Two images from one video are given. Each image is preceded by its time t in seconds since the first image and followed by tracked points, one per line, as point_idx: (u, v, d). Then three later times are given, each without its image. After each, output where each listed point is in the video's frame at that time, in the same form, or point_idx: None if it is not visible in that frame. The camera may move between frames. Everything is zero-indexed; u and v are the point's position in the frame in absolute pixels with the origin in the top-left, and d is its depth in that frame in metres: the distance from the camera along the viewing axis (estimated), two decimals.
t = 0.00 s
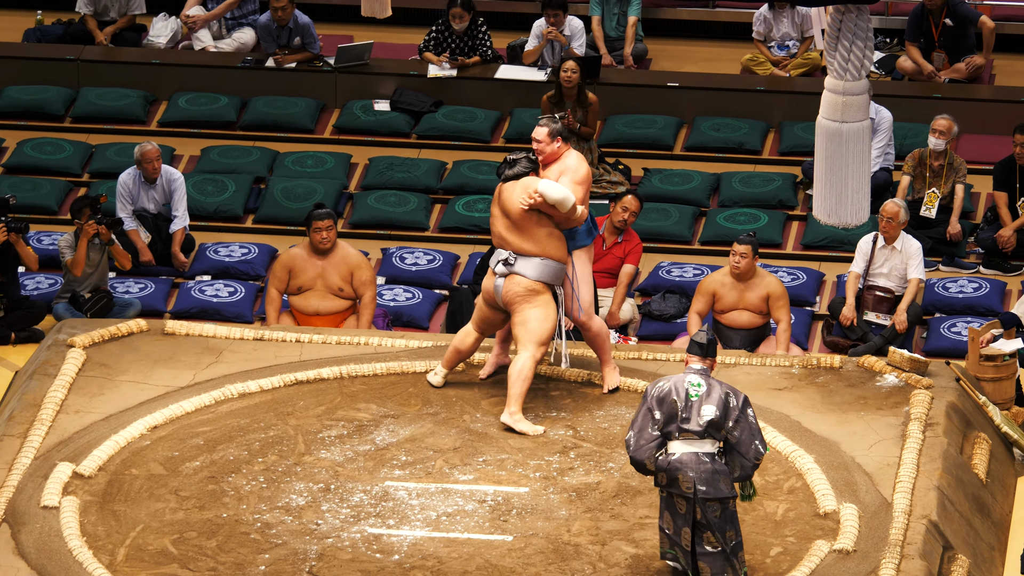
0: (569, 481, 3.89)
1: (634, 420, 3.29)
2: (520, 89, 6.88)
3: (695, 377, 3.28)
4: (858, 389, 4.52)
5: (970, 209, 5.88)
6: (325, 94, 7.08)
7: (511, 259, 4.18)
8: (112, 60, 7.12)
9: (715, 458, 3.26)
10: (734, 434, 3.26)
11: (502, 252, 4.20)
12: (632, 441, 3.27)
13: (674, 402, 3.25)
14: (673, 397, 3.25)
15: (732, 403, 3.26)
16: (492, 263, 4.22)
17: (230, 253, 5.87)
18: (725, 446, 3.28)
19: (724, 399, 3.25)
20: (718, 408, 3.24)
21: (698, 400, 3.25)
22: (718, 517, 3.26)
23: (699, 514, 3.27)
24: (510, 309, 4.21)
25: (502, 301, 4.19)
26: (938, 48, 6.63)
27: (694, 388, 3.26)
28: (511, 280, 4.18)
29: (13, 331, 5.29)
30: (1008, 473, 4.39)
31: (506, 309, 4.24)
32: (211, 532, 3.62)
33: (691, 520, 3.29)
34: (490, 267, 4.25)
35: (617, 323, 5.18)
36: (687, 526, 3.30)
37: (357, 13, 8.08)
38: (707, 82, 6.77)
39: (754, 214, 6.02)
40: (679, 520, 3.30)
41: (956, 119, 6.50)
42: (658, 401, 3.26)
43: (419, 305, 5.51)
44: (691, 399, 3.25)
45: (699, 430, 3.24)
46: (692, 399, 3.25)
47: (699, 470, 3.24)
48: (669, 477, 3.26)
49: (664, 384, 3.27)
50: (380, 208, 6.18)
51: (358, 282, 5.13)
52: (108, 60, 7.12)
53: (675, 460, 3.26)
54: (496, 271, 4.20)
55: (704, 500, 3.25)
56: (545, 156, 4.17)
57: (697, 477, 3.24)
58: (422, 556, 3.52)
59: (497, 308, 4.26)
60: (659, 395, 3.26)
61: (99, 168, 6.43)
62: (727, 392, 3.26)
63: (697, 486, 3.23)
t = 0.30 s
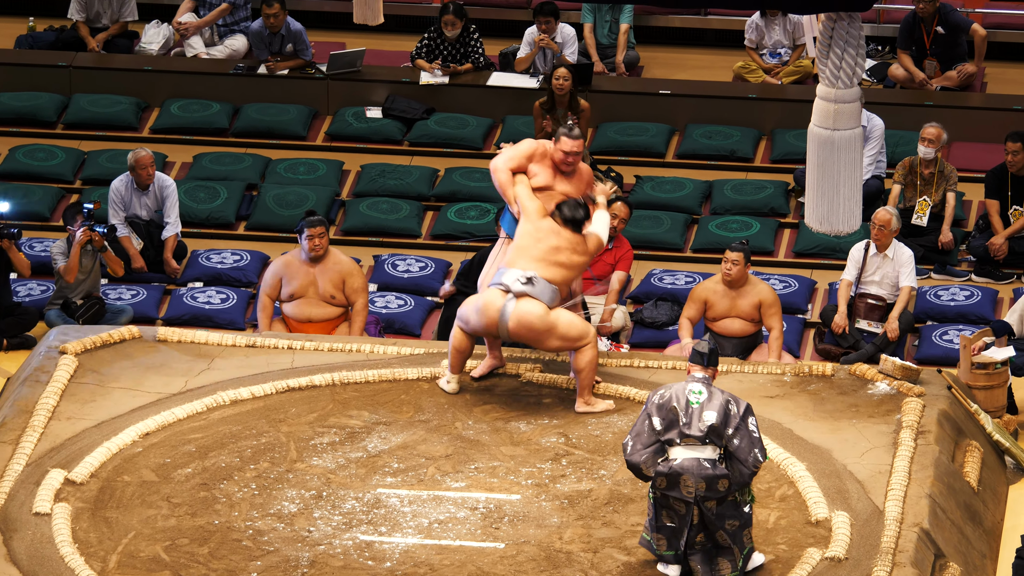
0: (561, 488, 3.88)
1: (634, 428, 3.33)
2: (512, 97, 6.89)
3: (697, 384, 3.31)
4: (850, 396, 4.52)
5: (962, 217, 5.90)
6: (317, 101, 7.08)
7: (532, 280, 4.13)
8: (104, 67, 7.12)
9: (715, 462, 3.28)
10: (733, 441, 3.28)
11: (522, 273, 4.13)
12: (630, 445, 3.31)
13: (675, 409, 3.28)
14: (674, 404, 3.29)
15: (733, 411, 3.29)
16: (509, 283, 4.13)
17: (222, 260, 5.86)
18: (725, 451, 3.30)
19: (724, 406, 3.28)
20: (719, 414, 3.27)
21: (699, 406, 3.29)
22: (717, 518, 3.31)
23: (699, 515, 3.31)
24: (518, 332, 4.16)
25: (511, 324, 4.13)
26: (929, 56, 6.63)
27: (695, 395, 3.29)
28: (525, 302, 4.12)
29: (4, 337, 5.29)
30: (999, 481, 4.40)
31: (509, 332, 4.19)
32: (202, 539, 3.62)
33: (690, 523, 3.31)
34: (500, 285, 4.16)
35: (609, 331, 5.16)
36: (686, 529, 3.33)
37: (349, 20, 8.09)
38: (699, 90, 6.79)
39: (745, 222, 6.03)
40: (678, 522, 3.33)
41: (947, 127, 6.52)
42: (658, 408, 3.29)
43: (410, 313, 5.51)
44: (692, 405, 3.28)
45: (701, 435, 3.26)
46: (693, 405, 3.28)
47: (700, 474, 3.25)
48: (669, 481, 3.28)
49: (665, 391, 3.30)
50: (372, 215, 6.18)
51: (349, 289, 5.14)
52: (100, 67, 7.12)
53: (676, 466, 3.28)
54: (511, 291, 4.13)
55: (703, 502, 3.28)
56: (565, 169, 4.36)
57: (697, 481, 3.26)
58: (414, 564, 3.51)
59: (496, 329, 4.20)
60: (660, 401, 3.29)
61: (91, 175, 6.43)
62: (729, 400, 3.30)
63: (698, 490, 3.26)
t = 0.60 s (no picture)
0: (557, 493, 3.89)
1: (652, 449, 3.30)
2: (508, 102, 6.90)
3: (716, 408, 3.28)
4: (846, 401, 4.53)
5: (958, 222, 5.92)
6: (313, 106, 7.09)
7: (546, 257, 4.13)
8: (100, 72, 7.12)
9: (735, 484, 3.26)
10: (754, 463, 3.26)
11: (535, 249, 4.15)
12: (649, 468, 3.27)
13: (694, 431, 3.25)
14: (694, 426, 3.25)
15: (752, 435, 3.27)
16: (521, 259, 4.14)
17: (218, 265, 5.86)
18: (743, 472, 3.27)
19: (743, 429, 3.25)
20: (738, 436, 3.24)
21: (718, 429, 3.25)
22: (728, 534, 3.34)
23: (712, 530, 3.34)
24: (529, 311, 4.12)
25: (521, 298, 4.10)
26: (926, 61, 6.64)
27: (713, 418, 3.26)
28: (538, 278, 4.10)
29: None
30: (996, 486, 4.40)
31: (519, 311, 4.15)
32: (198, 543, 3.61)
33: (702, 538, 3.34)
34: (513, 262, 4.16)
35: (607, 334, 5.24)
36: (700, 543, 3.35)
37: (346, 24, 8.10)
38: (695, 95, 6.80)
39: (742, 226, 6.03)
40: (689, 537, 3.35)
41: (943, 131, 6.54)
42: (677, 430, 3.26)
43: (406, 317, 5.51)
44: (711, 428, 3.25)
45: (719, 456, 3.23)
46: (711, 428, 3.25)
47: (718, 495, 3.24)
48: (685, 502, 3.26)
49: (683, 415, 3.27)
50: (368, 220, 6.18)
51: (343, 290, 5.14)
52: (96, 71, 7.12)
53: (694, 487, 3.25)
54: (523, 267, 4.13)
55: (718, 521, 3.31)
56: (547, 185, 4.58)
57: (714, 502, 3.25)
58: (410, 568, 3.51)
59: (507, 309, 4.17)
60: (680, 423, 3.26)
61: (87, 179, 6.43)
62: (748, 425, 3.27)
63: (716, 509, 3.26)
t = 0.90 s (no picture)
0: (556, 495, 3.89)
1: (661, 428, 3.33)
2: (506, 104, 6.90)
3: (725, 389, 3.30)
4: (845, 403, 4.53)
5: (957, 224, 5.92)
6: (311, 109, 7.09)
7: (568, 217, 4.33)
8: (99, 75, 7.12)
9: (740, 465, 3.28)
10: (761, 446, 3.28)
11: (555, 212, 4.35)
12: (657, 446, 3.31)
13: (702, 411, 3.27)
14: (702, 407, 3.27)
15: (761, 417, 3.27)
16: (546, 225, 4.33)
17: (217, 268, 5.86)
18: (749, 455, 3.29)
19: (752, 412, 3.26)
20: (747, 419, 3.24)
21: (727, 411, 3.27)
22: (732, 520, 3.33)
23: (716, 515, 3.32)
24: (563, 271, 4.28)
25: (553, 258, 4.26)
26: (924, 61, 6.66)
27: (723, 400, 3.27)
28: (566, 237, 4.28)
29: None
30: (994, 488, 4.41)
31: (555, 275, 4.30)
32: (197, 546, 3.61)
33: (704, 522, 3.33)
34: (540, 230, 4.36)
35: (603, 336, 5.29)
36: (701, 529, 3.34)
37: (345, 28, 8.11)
38: (693, 97, 6.80)
39: (740, 229, 6.03)
40: (694, 521, 3.34)
41: (941, 134, 6.54)
42: (687, 410, 3.29)
43: (406, 320, 5.51)
44: (720, 410, 3.27)
45: (726, 439, 3.25)
46: (721, 409, 3.26)
47: (721, 476, 3.25)
48: (688, 480, 3.29)
49: (693, 395, 3.29)
50: (367, 222, 6.18)
51: (328, 280, 5.17)
52: (95, 75, 7.12)
53: (699, 466, 3.27)
54: (549, 231, 4.32)
55: (721, 504, 3.30)
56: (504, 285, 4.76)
57: (717, 483, 3.26)
58: (409, 571, 3.51)
59: (544, 276, 4.33)
60: (688, 404, 3.28)
61: (86, 183, 6.43)
62: (756, 404, 3.28)
63: (719, 490, 3.26)
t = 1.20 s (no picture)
0: (553, 497, 3.89)
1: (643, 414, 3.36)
2: (504, 106, 6.91)
3: (703, 368, 3.35)
4: (842, 405, 4.54)
5: (954, 226, 5.93)
6: (309, 111, 7.09)
7: (622, 201, 4.47)
8: (96, 78, 7.12)
9: (722, 444, 3.34)
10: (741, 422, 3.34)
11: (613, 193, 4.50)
12: (642, 433, 3.34)
13: (682, 395, 3.31)
14: (682, 391, 3.31)
15: (742, 391, 3.33)
16: (599, 200, 4.49)
17: (215, 270, 5.86)
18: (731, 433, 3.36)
19: (731, 389, 3.32)
20: (726, 397, 3.31)
21: (706, 392, 3.32)
22: (721, 505, 3.33)
23: (705, 500, 3.33)
24: (595, 251, 4.44)
25: (591, 235, 4.43)
26: (920, 56, 6.67)
27: (702, 380, 3.33)
28: (609, 217, 4.43)
29: None
30: (992, 490, 4.40)
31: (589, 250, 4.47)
32: (195, 549, 3.61)
33: (693, 508, 3.34)
34: (592, 203, 4.52)
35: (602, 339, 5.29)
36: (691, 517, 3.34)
37: (342, 29, 8.12)
38: (691, 99, 6.81)
39: (738, 231, 6.04)
40: (684, 508, 3.35)
41: (939, 135, 6.55)
42: (667, 395, 3.31)
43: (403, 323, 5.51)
44: (699, 391, 3.32)
45: (707, 420, 3.31)
46: (700, 391, 3.32)
47: (706, 457, 3.30)
48: (674, 463, 3.33)
49: (672, 377, 3.32)
50: (364, 224, 6.18)
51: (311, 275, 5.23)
52: (92, 77, 7.12)
53: (683, 447, 3.33)
54: (599, 208, 4.47)
55: (709, 487, 3.31)
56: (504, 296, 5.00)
57: (701, 465, 3.30)
58: (407, 573, 3.51)
59: (577, 249, 4.50)
60: (669, 387, 3.31)
61: (83, 185, 6.42)
62: (735, 379, 3.33)
63: (705, 472, 3.30)
